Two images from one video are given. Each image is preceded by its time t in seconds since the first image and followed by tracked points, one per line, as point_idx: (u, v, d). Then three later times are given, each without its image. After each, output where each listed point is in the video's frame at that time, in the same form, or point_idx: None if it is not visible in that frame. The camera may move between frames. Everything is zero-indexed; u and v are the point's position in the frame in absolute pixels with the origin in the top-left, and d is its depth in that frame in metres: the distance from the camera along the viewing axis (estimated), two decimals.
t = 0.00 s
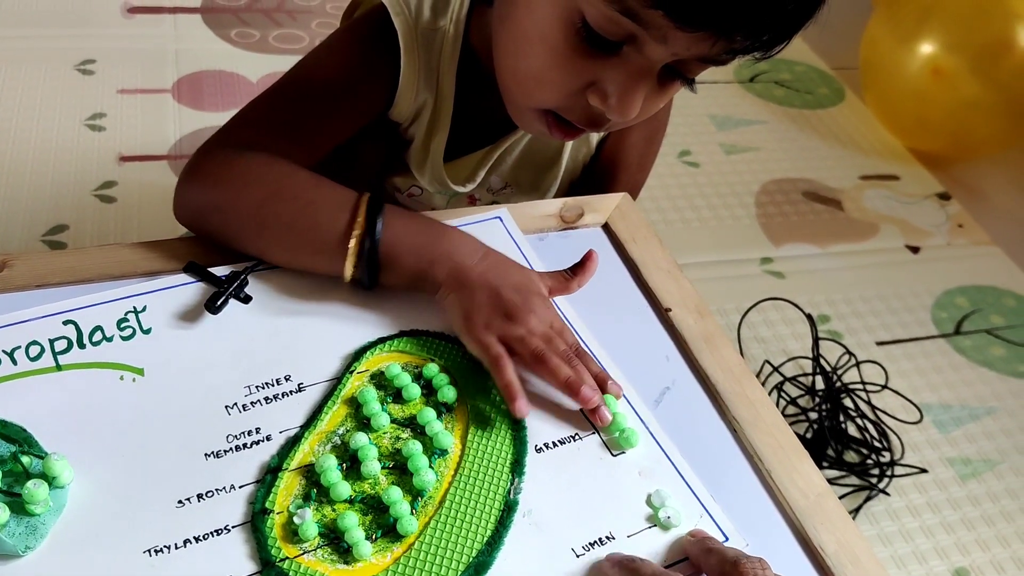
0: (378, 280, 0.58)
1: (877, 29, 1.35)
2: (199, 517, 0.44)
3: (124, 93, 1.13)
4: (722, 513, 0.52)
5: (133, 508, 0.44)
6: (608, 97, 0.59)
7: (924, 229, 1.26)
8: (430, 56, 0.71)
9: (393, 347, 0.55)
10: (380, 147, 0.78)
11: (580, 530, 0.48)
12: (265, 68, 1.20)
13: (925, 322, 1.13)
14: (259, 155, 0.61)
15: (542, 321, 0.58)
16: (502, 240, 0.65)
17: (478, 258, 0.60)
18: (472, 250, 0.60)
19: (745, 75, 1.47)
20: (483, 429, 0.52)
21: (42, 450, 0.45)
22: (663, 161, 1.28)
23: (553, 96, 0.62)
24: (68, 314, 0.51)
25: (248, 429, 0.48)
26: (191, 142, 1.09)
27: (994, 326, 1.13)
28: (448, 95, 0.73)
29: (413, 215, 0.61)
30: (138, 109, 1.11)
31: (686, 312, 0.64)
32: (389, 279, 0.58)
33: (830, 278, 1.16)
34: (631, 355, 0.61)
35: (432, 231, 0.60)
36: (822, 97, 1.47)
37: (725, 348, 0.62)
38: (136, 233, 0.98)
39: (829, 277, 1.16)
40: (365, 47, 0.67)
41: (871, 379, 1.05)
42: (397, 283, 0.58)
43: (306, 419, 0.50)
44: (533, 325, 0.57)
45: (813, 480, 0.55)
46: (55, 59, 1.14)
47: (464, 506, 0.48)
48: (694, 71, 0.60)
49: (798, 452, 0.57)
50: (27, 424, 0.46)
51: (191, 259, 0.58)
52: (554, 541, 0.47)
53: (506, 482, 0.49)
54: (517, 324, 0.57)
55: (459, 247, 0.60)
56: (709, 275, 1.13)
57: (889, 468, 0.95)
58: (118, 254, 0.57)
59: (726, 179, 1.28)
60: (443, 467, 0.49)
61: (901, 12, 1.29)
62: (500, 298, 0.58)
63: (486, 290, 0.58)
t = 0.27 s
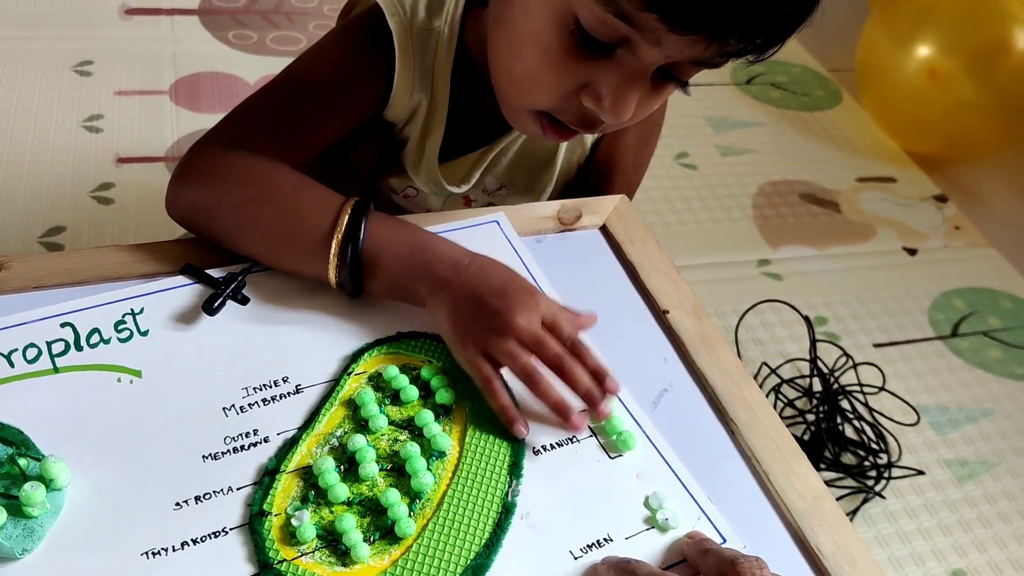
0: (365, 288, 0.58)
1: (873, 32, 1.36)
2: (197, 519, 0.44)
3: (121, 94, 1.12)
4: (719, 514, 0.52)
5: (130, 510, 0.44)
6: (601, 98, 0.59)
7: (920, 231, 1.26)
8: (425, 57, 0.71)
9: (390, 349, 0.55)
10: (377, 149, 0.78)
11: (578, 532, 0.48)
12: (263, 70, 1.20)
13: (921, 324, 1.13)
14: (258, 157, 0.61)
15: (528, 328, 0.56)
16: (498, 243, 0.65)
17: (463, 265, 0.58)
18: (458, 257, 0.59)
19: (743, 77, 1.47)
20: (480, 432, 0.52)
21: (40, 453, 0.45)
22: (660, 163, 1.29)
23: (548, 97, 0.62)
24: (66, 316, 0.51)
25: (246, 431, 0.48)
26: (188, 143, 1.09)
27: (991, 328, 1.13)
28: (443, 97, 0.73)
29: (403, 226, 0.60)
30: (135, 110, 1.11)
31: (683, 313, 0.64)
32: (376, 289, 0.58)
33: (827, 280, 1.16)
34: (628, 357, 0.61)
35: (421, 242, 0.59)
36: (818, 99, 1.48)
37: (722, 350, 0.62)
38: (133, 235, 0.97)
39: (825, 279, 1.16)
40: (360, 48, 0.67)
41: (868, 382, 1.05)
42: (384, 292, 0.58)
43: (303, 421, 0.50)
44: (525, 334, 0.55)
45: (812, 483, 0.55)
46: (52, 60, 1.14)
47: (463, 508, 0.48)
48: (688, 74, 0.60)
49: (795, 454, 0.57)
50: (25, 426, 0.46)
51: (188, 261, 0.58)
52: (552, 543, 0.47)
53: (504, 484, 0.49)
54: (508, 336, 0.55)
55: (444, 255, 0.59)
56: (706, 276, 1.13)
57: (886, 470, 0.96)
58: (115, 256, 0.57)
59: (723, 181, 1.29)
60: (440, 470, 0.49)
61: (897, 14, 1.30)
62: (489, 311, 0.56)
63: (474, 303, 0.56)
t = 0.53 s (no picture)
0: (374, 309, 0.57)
1: (873, 35, 1.36)
2: (197, 527, 0.44)
3: (121, 96, 1.12)
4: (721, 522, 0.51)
5: (129, 516, 0.44)
6: (596, 97, 0.58)
7: (920, 236, 1.27)
8: (421, 56, 0.70)
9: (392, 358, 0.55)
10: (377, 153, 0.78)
11: (581, 544, 0.48)
12: (263, 72, 1.20)
13: (921, 328, 1.13)
14: (279, 170, 0.61)
15: (535, 357, 0.54)
16: (503, 253, 0.65)
17: (476, 290, 0.57)
18: (471, 281, 0.58)
19: (743, 81, 1.47)
20: (482, 441, 0.52)
21: (41, 458, 0.45)
22: (660, 167, 1.29)
23: (543, 95, 0.62)
24: (69, 321, 0.51)
25: (248, 439, 0.48)
26: (188, 146, 1.09)
27: (990, 333, 1.13)
28: (439, 98, 0.73)
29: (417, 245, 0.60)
30: (136, 113, 1.11)
31: (683, 318, 0.64)
32: (385, 310, 0.57)
33: (826, 285, 1.16)
34: (628, 360, 0.60)
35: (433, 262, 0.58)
36: (818, 103, 1.48)
37: (722, 354, 0.62)
38: (133, 238, 0.98)
39: (825, 284, 1.16)
40: (360, 50, 0.67)
41: (867, 386, 1.05)
42: (393, 313, 0.57)
43: (305, 429, 0.50)
44: (531, 360, 0.54)
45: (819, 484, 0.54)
46: (53, 63, 1.14)
47: (464, 519, 0.48)
48: (683, 74, 0.60)
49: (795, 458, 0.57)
50: (27, 431, 0.46)
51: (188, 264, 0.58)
52: (554, 554, 0.47)
53: (505, 494, 0.49)
54: (512, 360, 0.54)
55: (458, 279, 0.58)
56: (706, 281, 1.13)
57: (885, 474, 0.96)
58: (116, 260, 0.57)
59: (723, 185, 1.29)
60: (442, 479, 0.49)
61: (897, 16, 1.30)
62: (495, 335, 0.55)
63: (480, 325, 0.55)
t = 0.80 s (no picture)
0: (377, 330, 0.57)
1: (880, 45, 1.35)
2: (205, 550, 0.44)
3: (128, 103, 1.13)
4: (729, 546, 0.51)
5: (137, 538, 0.44)
6: (605, 106, 0.59)
7: (926, 246, 1.26)
8: (429, 67, 0.71)
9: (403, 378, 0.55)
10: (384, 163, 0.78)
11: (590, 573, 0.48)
12: (269, 80, 1.21)
13: (927, 340, 1.12)
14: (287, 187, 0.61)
15: (536, 375, 0.54)
16: (516, 270, 0.64)
17: (480, 312, 0.57)
18: (476, 303, 0.58)
19: (749, 90, 1.47)
20: (492, 465, 0.52)
21: (50, 478, 0.45)
22: (666, 177, 1.28)
23: (550, 105, 0.62)
24: (80, 337, 0.51)
25: (257, 460, 0.48)
26: (194, 154, 1.09)
27: (996, 344, 1.13)
28: (446, 108, 0.72)
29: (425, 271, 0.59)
30: (143, 120, 1.11)
31: (689, 333, 0.64)
32: (388, 330, 0.57)
33: (832, 296, 1.16)
34: (634, 375, 0.60)
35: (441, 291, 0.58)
36: (824, 112, 1.47)
37: (728, 370, 0.62)
38: (139, 246, 0.98)
39: (830, 295, 1.16)
40: (369, 63, 0.67)
41: (873, 398, 1.04)
42: (397, 335, 0.57)
43: (314, 450, 0.50)
44: (534, 383, 0.53)
45: (825, 505, 0.54)
46: (60, 69, 1.14)
47: (473, 544, 0.48)
48: (693, 84, 0.60)
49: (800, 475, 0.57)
50: (37, 449, 0.46)
51: (195, 278, 0.58)
52: None
53: (515, 520, 0.49)
54: (511, 380, 0.53)
55: (462, 300, 0.58)
56: (711, 291, 1.13)
57: (890, 488, 0.95)
58: (124, 273, 0.57)
59: (729, 195, 1.29)
60: (452, 504, 0.49)
61: (902, 25, 1.30)
62: (496, 356, 0.54)
63: (483, 348, 0.55)
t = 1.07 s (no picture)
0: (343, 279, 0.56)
1: (883, 44, 1.35)
2: (195, 550, 0.44)
3: (129, 100, 1.12)
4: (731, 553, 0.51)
5: (127, 536, 0.44)
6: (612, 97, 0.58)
7: (930, 246, 1.25)
8: (430, 63, 0.70)
9: (402, 375, 0.54)
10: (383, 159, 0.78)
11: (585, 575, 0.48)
12: (271, 77, 1.20)
13: (931, 339, 1.12)
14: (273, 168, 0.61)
15: (504, 304, 0.51)
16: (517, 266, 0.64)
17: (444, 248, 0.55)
18: (441, 241, 0.56)
19: (753, 88, 1.46)
20: (489, 465, 0.51)
21: (40, 475, 0.45)
22: (669, 175, 1.28)
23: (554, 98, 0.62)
24: (74, 334, 0.51)
25: (250, 458, 0.48)
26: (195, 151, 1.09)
27: (1001, 344, 1.12)
28: (448, 104, 0.72)
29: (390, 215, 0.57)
30: (143, 116, 1.11)
31: (691, 332, 0.63)
32: (353, 277, 0.56)
33: (836, 295, 1.15)
34: (633, 374, 0.60)
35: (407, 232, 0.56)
36: (829, 111, 1.47)
37: (729, 369, 0.62)
38: (139, 243, 0.98)
39: (834, 294, 1.15)
40: (369, 59, 0.67)
41: (876, 398, 1.04)
42: (362, 280, 0.56)
43: (309, 449, 0.49)
44: (502, 313, 0.51)
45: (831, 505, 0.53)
46: (61, 66, 1.14)
47: (466, 547, 0.47)
48: (702, 75, 0.59)
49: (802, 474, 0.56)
50: (29, 446, 0.46)
51: (192, 274, 0.58)
52: None
53: (510, 523, 0.49)
54: (478, 311, 0.51)
55: (426, 239, 0.56)
56: (714, 290, 1.12)
57: (893, 488, 0.95)
58: (121, 268, 0.57)
59: (732, 193, 1.28)
60: (446, 505, 0.49)
61: (906, 23, 1.28)
62: (461, 288, 0.52)
63: (449, 279, 0.52)
